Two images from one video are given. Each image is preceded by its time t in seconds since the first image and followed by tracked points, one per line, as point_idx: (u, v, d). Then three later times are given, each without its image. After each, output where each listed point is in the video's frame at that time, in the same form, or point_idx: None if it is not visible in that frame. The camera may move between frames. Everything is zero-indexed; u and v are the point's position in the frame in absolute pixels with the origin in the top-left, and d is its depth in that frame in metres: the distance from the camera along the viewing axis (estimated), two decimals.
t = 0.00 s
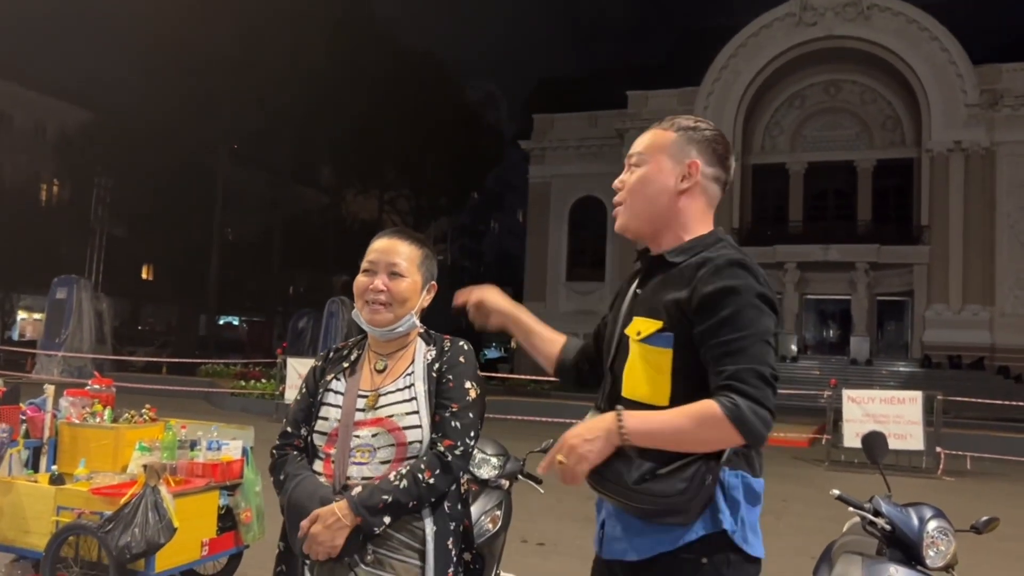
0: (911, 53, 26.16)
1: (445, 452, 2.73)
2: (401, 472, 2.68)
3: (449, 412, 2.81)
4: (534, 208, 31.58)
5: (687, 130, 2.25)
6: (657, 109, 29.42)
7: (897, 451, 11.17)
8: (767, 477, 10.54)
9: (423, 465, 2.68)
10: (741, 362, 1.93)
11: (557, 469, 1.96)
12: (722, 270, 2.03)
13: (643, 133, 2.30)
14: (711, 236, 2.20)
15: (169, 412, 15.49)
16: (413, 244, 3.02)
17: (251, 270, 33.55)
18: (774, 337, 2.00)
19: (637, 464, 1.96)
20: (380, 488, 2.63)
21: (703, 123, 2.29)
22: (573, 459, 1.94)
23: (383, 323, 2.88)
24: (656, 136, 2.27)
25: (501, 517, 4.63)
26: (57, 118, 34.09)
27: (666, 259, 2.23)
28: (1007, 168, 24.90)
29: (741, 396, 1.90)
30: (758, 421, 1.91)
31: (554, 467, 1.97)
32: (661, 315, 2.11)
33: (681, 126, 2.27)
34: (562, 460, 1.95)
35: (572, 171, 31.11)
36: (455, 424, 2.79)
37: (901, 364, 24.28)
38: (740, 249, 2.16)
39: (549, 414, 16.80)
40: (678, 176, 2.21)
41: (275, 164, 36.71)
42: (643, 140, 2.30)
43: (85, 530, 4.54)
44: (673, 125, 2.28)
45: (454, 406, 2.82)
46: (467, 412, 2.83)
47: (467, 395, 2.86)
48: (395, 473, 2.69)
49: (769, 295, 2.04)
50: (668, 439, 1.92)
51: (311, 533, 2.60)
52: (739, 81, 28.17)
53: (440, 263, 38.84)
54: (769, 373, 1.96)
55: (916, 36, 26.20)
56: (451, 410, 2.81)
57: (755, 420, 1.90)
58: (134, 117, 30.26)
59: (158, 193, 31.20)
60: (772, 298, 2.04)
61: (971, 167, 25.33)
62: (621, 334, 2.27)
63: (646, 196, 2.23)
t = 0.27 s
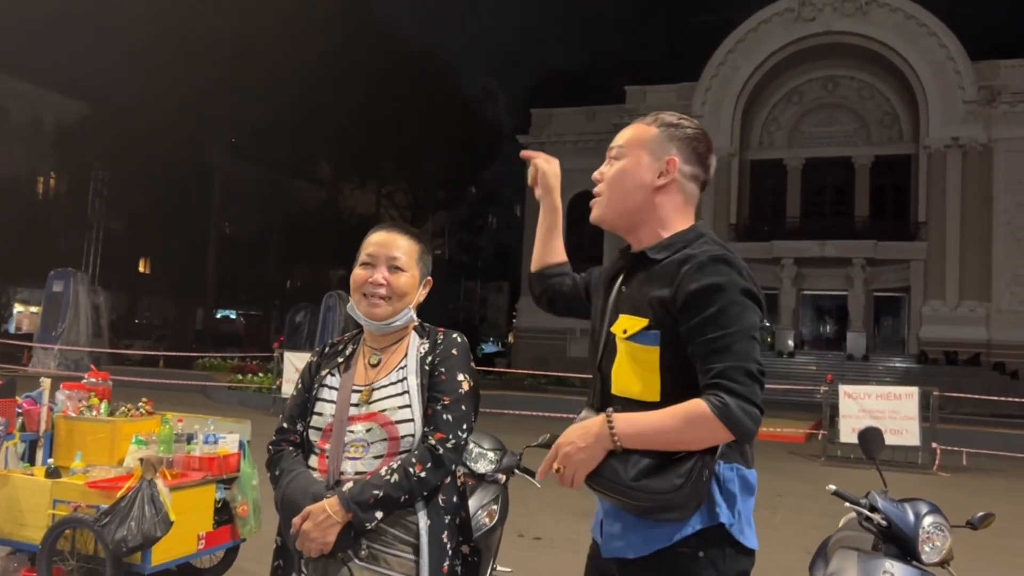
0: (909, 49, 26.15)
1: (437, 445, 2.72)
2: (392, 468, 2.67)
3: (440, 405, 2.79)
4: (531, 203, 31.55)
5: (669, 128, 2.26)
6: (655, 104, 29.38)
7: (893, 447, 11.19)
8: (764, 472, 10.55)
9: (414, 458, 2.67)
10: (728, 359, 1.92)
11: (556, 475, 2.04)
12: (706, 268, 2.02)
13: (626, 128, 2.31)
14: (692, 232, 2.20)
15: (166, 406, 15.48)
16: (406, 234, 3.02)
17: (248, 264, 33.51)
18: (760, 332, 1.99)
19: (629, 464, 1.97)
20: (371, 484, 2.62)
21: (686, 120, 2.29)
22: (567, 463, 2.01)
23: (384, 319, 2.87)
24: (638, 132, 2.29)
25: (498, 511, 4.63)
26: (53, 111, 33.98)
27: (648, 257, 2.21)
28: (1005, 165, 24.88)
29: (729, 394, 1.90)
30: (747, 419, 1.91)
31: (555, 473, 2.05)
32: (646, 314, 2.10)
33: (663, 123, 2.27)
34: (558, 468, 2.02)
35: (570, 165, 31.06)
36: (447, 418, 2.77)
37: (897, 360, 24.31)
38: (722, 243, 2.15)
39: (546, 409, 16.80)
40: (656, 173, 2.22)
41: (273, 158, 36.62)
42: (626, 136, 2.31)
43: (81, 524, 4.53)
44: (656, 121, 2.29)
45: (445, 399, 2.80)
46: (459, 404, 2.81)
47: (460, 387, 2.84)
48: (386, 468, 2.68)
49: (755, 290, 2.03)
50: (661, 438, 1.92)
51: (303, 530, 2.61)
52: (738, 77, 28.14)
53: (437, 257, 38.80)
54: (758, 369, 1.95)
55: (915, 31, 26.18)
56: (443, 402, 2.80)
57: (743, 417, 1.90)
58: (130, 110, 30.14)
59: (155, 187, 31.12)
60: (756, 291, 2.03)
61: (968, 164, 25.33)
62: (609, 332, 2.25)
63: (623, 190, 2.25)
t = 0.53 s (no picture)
0: (905, 46, 26.18)
1: (430, 440, 2.72)
2: (385, 463, 2.67)
3: (435, 400, 2.79)
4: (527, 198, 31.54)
5: (632, 128, 2.21)
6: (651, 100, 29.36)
7: (887, 443, 11.23)
8: (758, 468, 10.59)
9: (407, 454, 2.67)
10: (728, 358, 1.93)
11: (568, 491, 1.95)
12: (697, 269, 2.02)
13: (587, 131, 2.25)
14: (670, 231, 2.19)
15: (161, 400, 15.46)
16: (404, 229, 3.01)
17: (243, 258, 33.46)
18: (752, 327, 2.02)
19: (641, 468, 1.92)
20: (364, 479, 2.61)
21: (645, 117, 2.24)
22: (580, 475, 1.93)
23: (382, 314, 2.86)
24: (600, 133, 2.23)
25: (493, 506, 4.61)
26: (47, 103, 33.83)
27: (631, 260, 2.17)
28: (1000, 162, 24.95)
29: (734, 394, 1.91)
30: (751, 415, 1.92)
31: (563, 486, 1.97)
32: (637, 318, 2.09)
33: (625, 123, 2.21)
34: (571, 485, 1.94)
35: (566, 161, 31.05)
36: (441, 412, 2.78)
37: (891, 356, 24.39)
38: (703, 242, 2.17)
39: (542, 404, 16.82)
40: (624, 177, 2.19)
41: (268, 152, 36.50)
42: (589, 139, 2.25)
43: (75, 518, 4.52)
44: (617, 121, 2.23)
45: (439, 394, 2.81)
46: (453, 399, 2.81)
47: (454, 382, 2.83)
48: (379, 463, 2.68)
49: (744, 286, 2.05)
50: (675, 438, 1.90)
51: (295, 525, 2.59)
52: (734, 73, 28.14)
53: (433, 253, 38.76)
54: (757, 366, 1.97)
55: (911, 28, 26.19)
56: (437, 397, 2.79)
57: (750, 415, 1.91)
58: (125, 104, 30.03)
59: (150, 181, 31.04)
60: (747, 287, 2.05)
61: (963, 161, 25.38)
62: (594, 337, 2.22)
63: (594, 199, 2.20)
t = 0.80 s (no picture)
0: (900, 43, 26.24)
1: (428, 438, 2.71)
2: (384, 461, 2.66)
3: (432, 398, 2.78)
4: (522, 194, 31.51)
5: (631, 120, 2.20)
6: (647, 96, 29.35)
7: (881, 439, 11.27)
8: (753, 464, 10.61)
9: (405, 452, 2.66)
10: (718, 356, 1.95)
11: (555, 488, 1.94)
12: (687, 268, 2.03)
13: (584, 123, 2.20)
14: (660, 228, 2.18)
15: (154, 396, 15.38)
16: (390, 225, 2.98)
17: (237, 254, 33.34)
18: (740, 325, 2.05)
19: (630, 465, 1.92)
20: (362, 477, 2.61)
21: (646, 113, 2.24)
22: (568, 473, 1.91)
23: (376, 310, 2.85)
24: (606, 127, 2.18)
25: (487, 503, 4.60)
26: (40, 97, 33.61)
27: (621, 256, 2.16)
28: (994, 159, 25.05)
29: (725, 391, 1.93)
30: (739, 412, 1.93)
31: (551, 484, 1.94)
32: (626, 316, 2.08)
33: (631, 118, 2.20)
34: (560, 481, 1.92)
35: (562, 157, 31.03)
36: (439, 410, 2.77)
37: (886, 353, 24.44)
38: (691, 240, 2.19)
39: (536, 401, 16.82)
40: (639, 173, 2.19)
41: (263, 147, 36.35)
42: (587, 131, 2.20)
43: (68, 514, 4.49)
44: (614, 114, 2.21)
45: (436, 391, 2.79)
46: (450, 397, 2.81)
47: (451, 379, 2.82)
48: (377, 461, 2.67)
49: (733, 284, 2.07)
50: (666, 437, 1.90)
51: (293, 523, 2.59)
52: (729, 69, 28.15)
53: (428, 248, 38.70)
54: (744, 363, 2.00)
55: (906, 25, 26.25)
56: (434, 395, 2.79)
57: (738, 412, 1.93)
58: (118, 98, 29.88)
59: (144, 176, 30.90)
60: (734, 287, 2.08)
61: (957, 158, 25.45)
62: (581, 336, 2.21)
63: (606, 193, 2.16)
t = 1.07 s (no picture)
0: (893, 41, 26.28)
1: (422, 435, 2.68)
2: (378, 459, 2.63)
3: (426, 395, 2.75)
4: (517, 191, 31.49)
5: (643, 110, 2.11)
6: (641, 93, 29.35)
7: (875, 436, 11.30)
8: (747, 461, 10.63)
9: (399, 449, 2.63)
10: (651, 354, 1.79)
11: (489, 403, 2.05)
12: (651, 259, 1.89)
13: (605, 109, 2.19)
14: (655, 221, 2.06)
15: (147, 394, 15.31)
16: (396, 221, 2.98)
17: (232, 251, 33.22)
18: (696, 333, 1.83)
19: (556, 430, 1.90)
20: (356, 475, 2.58)
21: (659, 96, 2.12)
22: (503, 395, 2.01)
23: (365, 311, 2.82)
24: (606, 113, 2.19)
25: (481, 500, 4.58)
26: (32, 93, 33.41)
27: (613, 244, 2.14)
28: (986, 157, 25.16)
29: (639, 388, 1.78)
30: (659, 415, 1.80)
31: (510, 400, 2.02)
32: (596, 302, 2.01)
33: (628, 102, 2.14)
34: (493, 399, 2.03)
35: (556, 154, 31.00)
36: (432, 407, 2.74)
37: (879, 350, 24.54)
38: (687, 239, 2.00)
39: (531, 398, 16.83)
40: (614, 157, 2.12)
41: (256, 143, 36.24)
42: (605, 116, 2.20)
43: (59, 512, 4.46)
44: (632, 101, 2.14)
45: (430, 388, 2.77)
46: (444, 395, 2.78)
47: (446, 377, 2.80)
48: (371, 459, 2.64)
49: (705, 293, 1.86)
50: (584, 414, 1.84)
51: (286, 521, 2.56)
52: (723, 66, 28.16)
53: (422, 245, 38.65)
54: (684, 372, 1.80)
55: (900, 23, 26.30)
56: (428, 393, 2.75)
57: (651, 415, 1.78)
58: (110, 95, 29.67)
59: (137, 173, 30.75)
60: (702, 291, 1.85)
61: (950, 155, 25.52)
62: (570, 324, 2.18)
63: (591, 174, 2.17)
